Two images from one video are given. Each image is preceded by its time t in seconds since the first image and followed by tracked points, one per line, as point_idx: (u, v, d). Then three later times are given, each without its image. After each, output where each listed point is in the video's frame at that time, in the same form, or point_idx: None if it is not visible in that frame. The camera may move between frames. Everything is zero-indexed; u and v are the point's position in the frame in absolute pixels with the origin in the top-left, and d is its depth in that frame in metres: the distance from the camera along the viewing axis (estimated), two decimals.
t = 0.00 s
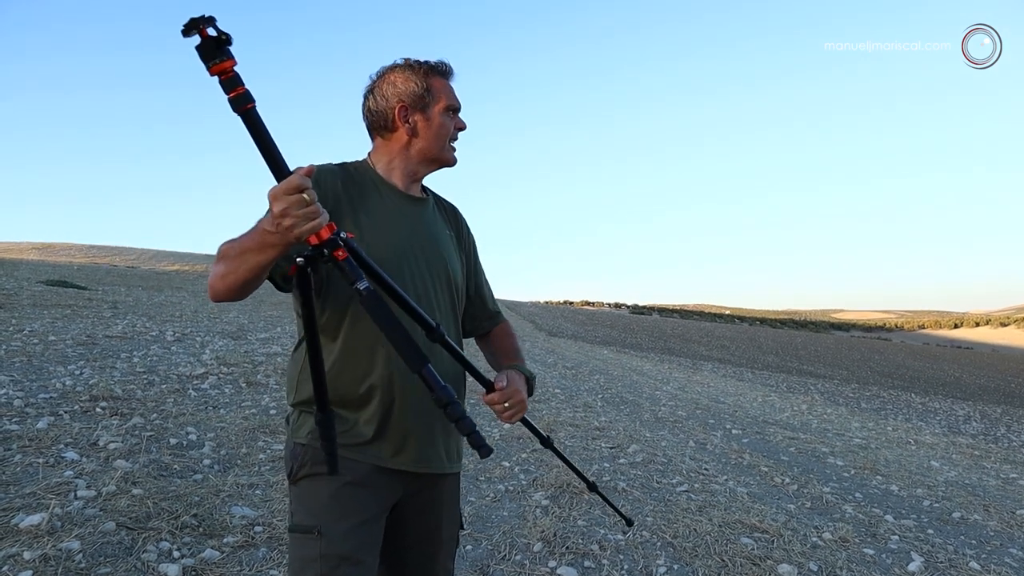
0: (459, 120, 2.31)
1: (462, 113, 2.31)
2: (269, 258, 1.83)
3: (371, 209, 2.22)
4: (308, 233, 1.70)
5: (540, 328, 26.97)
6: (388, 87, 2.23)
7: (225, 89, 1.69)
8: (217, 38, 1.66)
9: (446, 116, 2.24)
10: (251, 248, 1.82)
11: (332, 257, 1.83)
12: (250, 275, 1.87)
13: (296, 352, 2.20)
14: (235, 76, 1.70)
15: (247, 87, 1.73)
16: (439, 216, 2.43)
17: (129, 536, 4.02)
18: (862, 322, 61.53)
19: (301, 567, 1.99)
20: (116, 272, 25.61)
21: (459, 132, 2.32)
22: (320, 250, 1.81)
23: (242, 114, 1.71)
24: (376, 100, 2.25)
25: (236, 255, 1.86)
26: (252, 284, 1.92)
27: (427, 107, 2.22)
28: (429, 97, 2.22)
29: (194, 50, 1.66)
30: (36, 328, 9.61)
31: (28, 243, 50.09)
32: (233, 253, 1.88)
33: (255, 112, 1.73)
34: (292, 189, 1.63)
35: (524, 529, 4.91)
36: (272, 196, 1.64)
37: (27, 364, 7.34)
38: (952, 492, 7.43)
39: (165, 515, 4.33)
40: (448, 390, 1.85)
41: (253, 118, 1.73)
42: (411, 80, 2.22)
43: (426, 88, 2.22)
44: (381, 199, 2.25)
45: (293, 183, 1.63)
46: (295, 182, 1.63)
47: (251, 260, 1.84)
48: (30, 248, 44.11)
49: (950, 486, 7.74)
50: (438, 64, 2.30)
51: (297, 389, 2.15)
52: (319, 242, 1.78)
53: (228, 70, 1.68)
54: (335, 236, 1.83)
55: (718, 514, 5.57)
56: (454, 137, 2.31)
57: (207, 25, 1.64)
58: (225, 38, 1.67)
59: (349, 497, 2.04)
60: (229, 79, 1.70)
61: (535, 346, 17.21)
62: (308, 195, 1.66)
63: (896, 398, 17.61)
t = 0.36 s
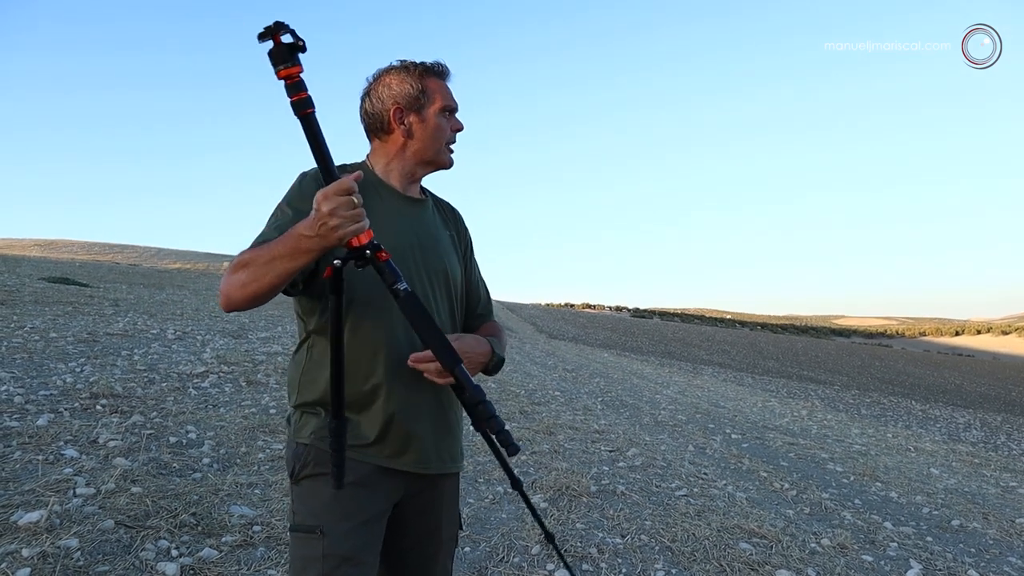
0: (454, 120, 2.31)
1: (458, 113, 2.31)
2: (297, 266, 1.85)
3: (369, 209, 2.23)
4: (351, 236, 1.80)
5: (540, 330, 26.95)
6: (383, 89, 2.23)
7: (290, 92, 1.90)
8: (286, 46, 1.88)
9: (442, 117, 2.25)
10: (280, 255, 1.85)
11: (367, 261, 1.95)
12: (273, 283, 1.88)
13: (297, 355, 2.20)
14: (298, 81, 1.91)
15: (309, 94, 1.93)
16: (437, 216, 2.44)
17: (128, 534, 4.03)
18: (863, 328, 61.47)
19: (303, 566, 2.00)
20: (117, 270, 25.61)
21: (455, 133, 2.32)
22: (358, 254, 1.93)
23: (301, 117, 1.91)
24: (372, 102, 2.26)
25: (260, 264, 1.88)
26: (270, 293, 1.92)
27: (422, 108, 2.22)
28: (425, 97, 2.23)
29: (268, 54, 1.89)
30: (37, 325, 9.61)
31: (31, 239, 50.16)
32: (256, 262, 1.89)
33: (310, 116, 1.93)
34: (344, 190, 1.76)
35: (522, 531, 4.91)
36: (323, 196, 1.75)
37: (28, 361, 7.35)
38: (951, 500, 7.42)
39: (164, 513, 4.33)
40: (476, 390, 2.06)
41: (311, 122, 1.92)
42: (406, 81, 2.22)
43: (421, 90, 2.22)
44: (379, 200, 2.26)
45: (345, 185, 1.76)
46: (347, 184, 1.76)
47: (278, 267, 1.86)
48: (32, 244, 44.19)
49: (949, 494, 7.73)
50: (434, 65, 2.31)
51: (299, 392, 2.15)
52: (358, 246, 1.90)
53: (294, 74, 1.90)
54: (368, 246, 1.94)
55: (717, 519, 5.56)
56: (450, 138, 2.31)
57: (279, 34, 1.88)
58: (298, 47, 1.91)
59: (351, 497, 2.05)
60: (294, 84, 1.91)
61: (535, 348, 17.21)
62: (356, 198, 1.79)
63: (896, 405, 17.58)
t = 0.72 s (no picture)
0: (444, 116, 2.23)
1: (445, 107, 2.22)
2: (292, 271, 1.85)
3: (365, 211, 2.23)
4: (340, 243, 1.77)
5: (542, 330, 26.95)
6: (366, 92, 2.25)
7: (295, 99, 1.89)
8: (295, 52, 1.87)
9: (421, 114, 2.19)
10: (276, 261, 1.85)
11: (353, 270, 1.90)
12: (271, 288, 1.89)
13: (293, 357, 2.21)
14: (305, 87, 1.90)
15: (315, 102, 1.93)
16: (437, 216, 2.43)
17: (130, 537, 4.02)
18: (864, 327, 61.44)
19: (297, 568, 1.99)
20: (118, 273, 25.61)
21: (444, 127, 2.24)
22: (345, 262, 1.89)
23: (304, 124, 1.90)
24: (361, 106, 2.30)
25: (258, 268, 1.88)
26: (268, 296, 1.93)
27: (399, 108, 2.20)
28: (403, 95, 2.19)
29: (278, 59, 1.88)
30: (38, 329, 9.62)
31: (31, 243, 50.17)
32: (254, 267, 1.89)
33: (314, 123, 1.91)
34: (333, 197, 1.73)
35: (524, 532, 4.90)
36: (313, 203, 1.73)
37: (29, 366, 7.35)
38: (953, 498, 7.41)
39: (165, 517, 4.33)
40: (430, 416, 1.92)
41: (313, 131, 1.92)
42: (385, 81, 2.21)
43: (398, 89, 2.19)
44: (376, 202, 2.26)
45: (334, 193, 1.73)
46: (337, 193, 1.73)
47: (274, 272, 1.86)
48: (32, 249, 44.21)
49: (951, 492, 7.72)
50: (424, 60, 2.26)
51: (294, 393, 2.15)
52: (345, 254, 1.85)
53: (301, 80, 1.89)
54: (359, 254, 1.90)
55: (719, 519, 5.56)
56: (437, 133, 2.24)
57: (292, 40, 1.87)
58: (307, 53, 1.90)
59: (345, 498, 2.05)
60: (301, 91, 1.90)
61: (536, 349, 17.20)
62: (344, 208, 1.75)
63: (898, 403, 17.57)
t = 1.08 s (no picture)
0: (409, 105, 2.17)
1: (412, 96, 2.17)
2: (280, 261, 1.84)
3: (366, 206, 2.23)
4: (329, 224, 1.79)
5: (545, 326, 26.93)
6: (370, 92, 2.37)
7: (268, 91, 1.88)
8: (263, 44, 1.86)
9: (390, 105, 2.20)
10: (263, 251, 1.84)
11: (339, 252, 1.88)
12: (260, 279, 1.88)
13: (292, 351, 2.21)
14: (277, 80, 1.89)
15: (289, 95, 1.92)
16: (442, 213, 2.40)
17: (134, 533, 4.03)
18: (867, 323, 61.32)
19: (293, 563, 1.99)
20: (122, 271, 25.64)
21: (410, 117, 2.17)
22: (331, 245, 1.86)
23: (279, 115, 1.89)
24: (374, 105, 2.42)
25: (247, 260, 1.88)
26: (257, 289, 1.92)
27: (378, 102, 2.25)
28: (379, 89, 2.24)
29: (247, 56, 1.88)
30: (42, 326, 9.63)
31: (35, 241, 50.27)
32: (243, 259, 1.89)
33: (287, 115, 1.89)
34: (319, 177, 1.77)
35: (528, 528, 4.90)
36: (300, 185, 1.77)
37: (33, 363, 7.36)
38: (957, 494, 7.39)
39: (169, 512, 4.33)
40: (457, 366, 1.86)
41: (288, 122, 1.90)
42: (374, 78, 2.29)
43: (378, 84, 2.25)
44: (378, 197, 2.26)
45: (321, 173, 1.77)
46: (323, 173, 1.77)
47: (262, 262, 1.85)
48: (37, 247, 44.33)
49: (956, 488, 7.70)
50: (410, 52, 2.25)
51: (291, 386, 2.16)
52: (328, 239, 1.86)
53: (270, 72, 1.89)
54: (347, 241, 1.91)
55: (723, 514, 5.55)
56: (408, 124, 2.19)
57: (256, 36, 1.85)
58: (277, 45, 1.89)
59: (341, 493, 2.04)
60: (274, 85, 1.90)
61: (540, 345, 17.20)
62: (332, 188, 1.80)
63: (902, 399, 17.53)
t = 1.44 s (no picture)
0: (416, 114, 2.14)
1: (420, 104, 2.13)
2: (286, 272, 1.86)
3: (366, 202, 2.22)
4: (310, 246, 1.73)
5: (548, 322, 26.91)
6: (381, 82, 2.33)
7: (256, 107, 1.85)
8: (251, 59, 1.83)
9: (397, 110, 2.17)
10: (272, 261, 1.86)
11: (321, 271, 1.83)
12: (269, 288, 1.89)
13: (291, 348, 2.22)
14: (266, 94, 1.86)
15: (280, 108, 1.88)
16: (446, 210, 2.38)
17: (138, 530, 4.04)
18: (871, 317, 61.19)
19: (292, 559, 2.00)
20: (126, 269, 25.71)
21: (416, 125, 2.15)
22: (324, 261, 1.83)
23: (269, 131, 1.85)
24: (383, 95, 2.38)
25: (254, 269, 1.89)
26: (270, 297, 1.94)
27: (385, 101, 2.21)
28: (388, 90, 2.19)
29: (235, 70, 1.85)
30: (46, 324, 9.65)
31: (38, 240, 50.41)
32: (252, 266, 1.91)
33: (276, 129, 1.86)
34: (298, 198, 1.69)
35: (532, 522, 4.89)
36: (283, 205, 1.71)
37: (38, 360, 7.38)
38: (962, 487, 7.37)
39: (174, 509, 4.34)
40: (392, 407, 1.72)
41: (277, 137, 1.86)
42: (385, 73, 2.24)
43: (387, 82, 2.21)
44: (378, 192, 2.25)
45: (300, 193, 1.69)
46: (299, 195, 1.69)
47: (271, 273, 1.87)
48: (39, 245, 44.40)
49: (960, 481, 7.68)
50: (421, 52, 2.17)
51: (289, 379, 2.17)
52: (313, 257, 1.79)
53: (259, 87, 1.85)
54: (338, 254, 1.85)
55: (727, 509, 5.54)
56: (413, 132, 2.17)
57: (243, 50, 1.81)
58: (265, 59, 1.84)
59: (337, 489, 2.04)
60: (262, 99, 1.86)
61: (543, 340, 17.19)
62: (310, 209, 1.70)
63: (906, 393, 17.48)
